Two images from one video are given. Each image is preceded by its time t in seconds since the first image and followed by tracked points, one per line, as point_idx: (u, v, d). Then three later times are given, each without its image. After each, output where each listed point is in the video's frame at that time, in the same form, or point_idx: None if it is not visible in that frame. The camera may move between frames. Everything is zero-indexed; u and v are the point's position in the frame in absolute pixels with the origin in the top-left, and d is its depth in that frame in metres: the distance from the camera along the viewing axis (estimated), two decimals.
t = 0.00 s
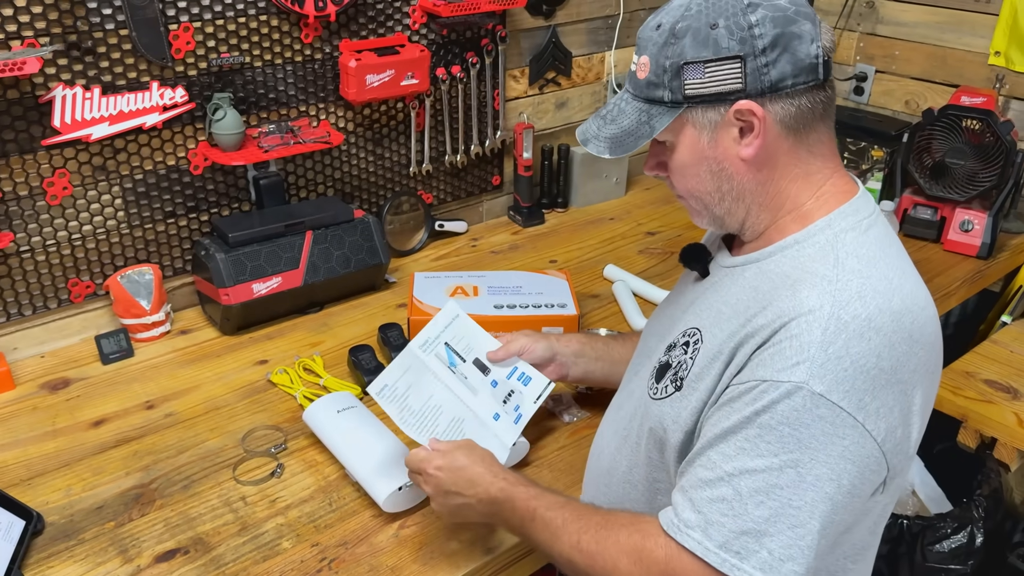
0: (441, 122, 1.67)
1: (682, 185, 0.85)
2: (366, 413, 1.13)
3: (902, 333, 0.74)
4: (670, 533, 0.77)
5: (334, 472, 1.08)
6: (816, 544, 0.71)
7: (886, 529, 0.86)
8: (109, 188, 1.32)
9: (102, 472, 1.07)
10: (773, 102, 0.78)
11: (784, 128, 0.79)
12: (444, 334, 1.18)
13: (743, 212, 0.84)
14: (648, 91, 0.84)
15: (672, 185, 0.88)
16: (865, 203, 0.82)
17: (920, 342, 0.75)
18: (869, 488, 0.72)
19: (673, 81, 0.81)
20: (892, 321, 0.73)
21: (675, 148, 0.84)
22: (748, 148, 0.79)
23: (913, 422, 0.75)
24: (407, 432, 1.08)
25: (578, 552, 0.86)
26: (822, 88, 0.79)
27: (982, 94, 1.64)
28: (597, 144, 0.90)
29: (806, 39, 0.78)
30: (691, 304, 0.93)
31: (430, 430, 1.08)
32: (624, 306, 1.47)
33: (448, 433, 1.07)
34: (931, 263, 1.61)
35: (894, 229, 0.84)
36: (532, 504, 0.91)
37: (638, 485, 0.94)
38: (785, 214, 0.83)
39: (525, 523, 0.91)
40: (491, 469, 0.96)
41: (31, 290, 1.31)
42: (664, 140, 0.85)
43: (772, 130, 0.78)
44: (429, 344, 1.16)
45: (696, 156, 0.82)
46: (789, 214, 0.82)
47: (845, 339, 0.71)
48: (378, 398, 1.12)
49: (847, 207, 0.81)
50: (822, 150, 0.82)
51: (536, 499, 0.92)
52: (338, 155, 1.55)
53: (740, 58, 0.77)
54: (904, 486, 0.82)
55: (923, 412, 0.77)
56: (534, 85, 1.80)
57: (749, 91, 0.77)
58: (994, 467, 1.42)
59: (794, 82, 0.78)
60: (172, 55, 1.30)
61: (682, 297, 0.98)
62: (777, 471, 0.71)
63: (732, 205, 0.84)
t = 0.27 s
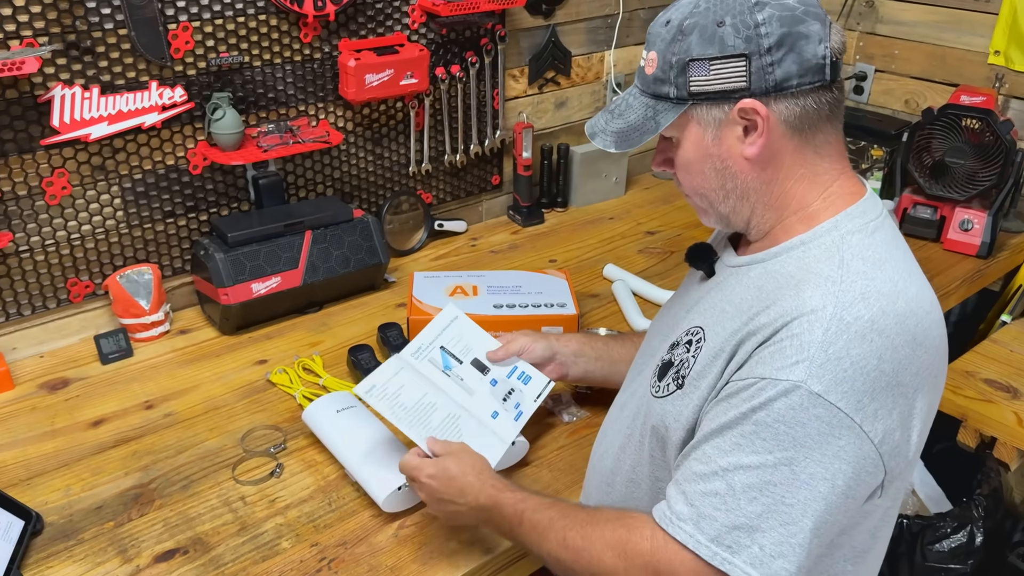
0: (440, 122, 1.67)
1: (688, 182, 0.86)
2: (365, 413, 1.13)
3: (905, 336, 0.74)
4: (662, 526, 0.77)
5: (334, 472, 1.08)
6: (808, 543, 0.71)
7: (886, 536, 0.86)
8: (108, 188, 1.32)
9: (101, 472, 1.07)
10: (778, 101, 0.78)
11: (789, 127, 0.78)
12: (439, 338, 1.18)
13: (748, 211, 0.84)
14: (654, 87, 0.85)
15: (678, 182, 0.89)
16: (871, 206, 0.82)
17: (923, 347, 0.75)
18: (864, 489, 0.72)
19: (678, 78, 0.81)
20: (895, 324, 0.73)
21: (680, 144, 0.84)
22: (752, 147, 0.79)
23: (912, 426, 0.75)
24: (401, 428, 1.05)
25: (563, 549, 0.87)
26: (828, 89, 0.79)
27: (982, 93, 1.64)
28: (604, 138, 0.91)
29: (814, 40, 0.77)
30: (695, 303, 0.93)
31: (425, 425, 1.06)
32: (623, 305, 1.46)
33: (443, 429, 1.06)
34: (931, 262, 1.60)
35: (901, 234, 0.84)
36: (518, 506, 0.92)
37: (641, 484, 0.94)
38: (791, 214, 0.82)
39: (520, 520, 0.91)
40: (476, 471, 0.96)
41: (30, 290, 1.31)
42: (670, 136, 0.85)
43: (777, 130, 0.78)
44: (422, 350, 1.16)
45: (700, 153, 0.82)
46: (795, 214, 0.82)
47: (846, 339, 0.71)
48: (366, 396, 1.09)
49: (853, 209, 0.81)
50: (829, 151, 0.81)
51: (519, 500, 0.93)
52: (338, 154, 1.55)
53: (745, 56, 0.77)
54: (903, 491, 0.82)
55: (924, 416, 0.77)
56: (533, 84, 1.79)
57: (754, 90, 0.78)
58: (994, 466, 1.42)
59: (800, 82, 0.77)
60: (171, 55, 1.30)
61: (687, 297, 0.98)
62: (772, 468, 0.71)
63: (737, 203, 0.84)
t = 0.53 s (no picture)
0: (439, 122, 1.67)
1: (684, 183, 0.86)
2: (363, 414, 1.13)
3: (904, 337, 0.74)
4: (667, 532, 0.77)
5: (331, 473, 1.08)
6: (812, 546, 0.71)
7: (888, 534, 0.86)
8: (106, 188, 1.32)
9: (99, 473, 1.07)
10: (769, 100, 0.78)
11: (782, 127, 0.78)
12: (437, 334, 1.17)
13: (745, 211, 0.84)
14: (649, 88, 0.85)
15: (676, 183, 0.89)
16: (869, 206, 0.82)
17: (922, 347, 0.75)
18: (866, 491, 0.72)
19: (671, 79, 0.82)
20: (894, 324, 0.73)
21: (675, 145, 0.85)
22: (745, 147, 0.79)
23: (914, 426, 0.75)
24: (397, 432, 1.03)
25: (569, 564, 0.88)
26: (822, 88, 0.79)
27: (981, 93, 1.64)
28: (602, 140, 0.92)
29: (806, 39, 0.77)
30: (694, 305, 0.93)
31: (420, 428, 1.05)
32: (622, 305, 1.46)
33: (440, 430, 1.06)
34: (930, 262, 1.60)
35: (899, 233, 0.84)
36: (526, 527, 0.92)
37: (641, 486, 0.94)
38: (787, 214, 0.82)
39: (530, 539, 0.91)
40: (484, 497, 0.95)
41: (28, 290, 1.30)
42: (666, 136, 0.86)
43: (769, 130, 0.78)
44: (420, 344, 1.14)
45: (695, 154, 0.83)
46: (791, 214, 0.82)
47: (846, 341, 0.71)
48: (361, 399, 1.05)
49: (851, 209, 0.81)
50: (824, 151, 0.81)
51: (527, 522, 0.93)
52: (336, 154, 1.55)
53: (735, 56, 0.77)
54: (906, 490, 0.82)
55: (925, 416, 0.77)
56: (532, 84, 1.79)
57: (745, 90, 0.78)
58: (993, 466, 1.42)
59: (791, 82, 0.77)
60: (169, 55, 1.30)
61: (685, 298, 0.98)
62: (774, 471, 0.70)
63: (733, 204, 0.84)
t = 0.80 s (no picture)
0: (436, 121, 1.66)
1: (679, 184, 0.85)
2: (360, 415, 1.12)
3: (906, 335, 0.73)
4: (671, 537, 0.76)
5: (329, 475, 1.07)
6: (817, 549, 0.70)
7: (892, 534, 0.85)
8: (101, 188, 1.31)
9: (94, 475, 1.06)
10: (763, 100, 0.77)
11: (777, 126, 0.78)
12: (429, 336, 1.17)
13: (741, 212, 0.83)
14: (642, 92, 0.85)
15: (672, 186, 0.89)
16: (868, 204, 0.81)
17: (923, 344, 0.74)
18: (871, 493, 0.71)
19: (663, 82, 0.81)
20: (896, 323, 0.72)
21: (670, 147, 0.84)
22: (740, 148, 0.78)
23: (917, 425, 0.74)
24: (392, 428, 1.04)
25: (575, 567, 0.87)
26: (816, 85, 0.78)
27: (980, 90, 1.64)
28: (595, 145, 0.91)
29: (797, 36, 0.77)
30: (691, 304, 0.92)
31: (415, 425, 1.06)
32: (621, 304, 1.46)
33: (434, 433, 1.05)
34: (930, 260, 1.60)
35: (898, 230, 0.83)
36: (531, 529, 0.91)
37: (638, 487, 0.94)
38: (784, 214, 0.82)
39: (536, 541, 0.90)
40: (486, 499, 0.94)
41: (22, 291, 1.29)
42: (659, 139, 0.86)
43: (764, 129, 0.78)
44: (412, 347, 1.14)
45: (690, 156, 0.82)
46: (788, 213, 0.81)
47: (848, 340, 0.70)
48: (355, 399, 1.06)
49: (849, 207, 0.80)
50: (821, 148, 0.80)
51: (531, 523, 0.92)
52: (333, 154, 1.54)
53: (728, 57, 0.76)
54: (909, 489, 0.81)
55: (927, 414, 0.76)
56: (530, 83, 1.78)
57: (738, 90, 0.77)
58: (994, 465, 1.41)
59: (785, 80, 0.77)
60: (164, 54, 1.29)
61: (682, 298, 0.97)
62: (778, 474, 0.70)
63: (729, 204, 0.83)
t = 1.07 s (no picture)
0: (430, 119, 1.65)
1: (678, 179, 0.85)
2: (354, 414, 1.11)
3: (906, 327, 0.72)
4: (669, 535, 0.75)
5: (322, 475, 1.06)
6: (817, 545, 0.70)
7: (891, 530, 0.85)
8: (91, 187, 1.30)
9: (85, 477, 1.05)
10: (762, 92, 0.76)
11: (776, 119, 0.77)
12: (427, 325, 1.15)
13: (738, 207, 0.83)
14: (639, 86, 0.84)
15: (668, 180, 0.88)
16: (867, 197, 0.81)
17: (924, 337, 0.74)
18: (872, 487, 0.71)
19: (661, 75, 0.81)
20: (897, 315, 0.72)
21: (669, 142, 0.84)
22: (739, 141, 0.78)
23: (917, 419, 0.74)
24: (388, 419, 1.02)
25: (574, 565, 0.86)
26: (815, 77, 0.78)
27: (975, 86, 1.63)
28: (594, 141, 0.91)
29: (796, 28, 0.76)
30: (688, 299, 0.91)
31: (410, 418, 1.04)
32: (616, 302, 1.45)
33: (432, 427, 1.04)
34: (925, 257, 1.60)
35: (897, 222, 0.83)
36: (530, 524, 0.90)
37: (632, 483, 0.93)
38: (783, 208, 0.81)
39: (534, 537, 0.89)
40: (483, 495, 0.94)
41: (12, 291, 1.28)
42: (657, 136, 0.85)
43: (764, 122, 0.77)
44: (410, 336, 1.12)
45: (688, 150, 0.82)
46: (786, 206, 0.81)
47: (848, 333, 0.70)
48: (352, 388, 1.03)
49: (848, 201, 0.79)
50: (820, 141, 0.80)
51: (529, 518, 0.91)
52: (326, 151, 1.53)
53: (726, 49, 0.76)
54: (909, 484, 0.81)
55: (927, 409, 0.76)
56: (524, 80, 1.78)
57: (737, 83, 0.76)
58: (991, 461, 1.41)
59: (783, 72, 0.76)
60: (154, 51, 1.28)
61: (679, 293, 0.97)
62: (778, 469, 0.69)
63: (728, 199, 0.82)
